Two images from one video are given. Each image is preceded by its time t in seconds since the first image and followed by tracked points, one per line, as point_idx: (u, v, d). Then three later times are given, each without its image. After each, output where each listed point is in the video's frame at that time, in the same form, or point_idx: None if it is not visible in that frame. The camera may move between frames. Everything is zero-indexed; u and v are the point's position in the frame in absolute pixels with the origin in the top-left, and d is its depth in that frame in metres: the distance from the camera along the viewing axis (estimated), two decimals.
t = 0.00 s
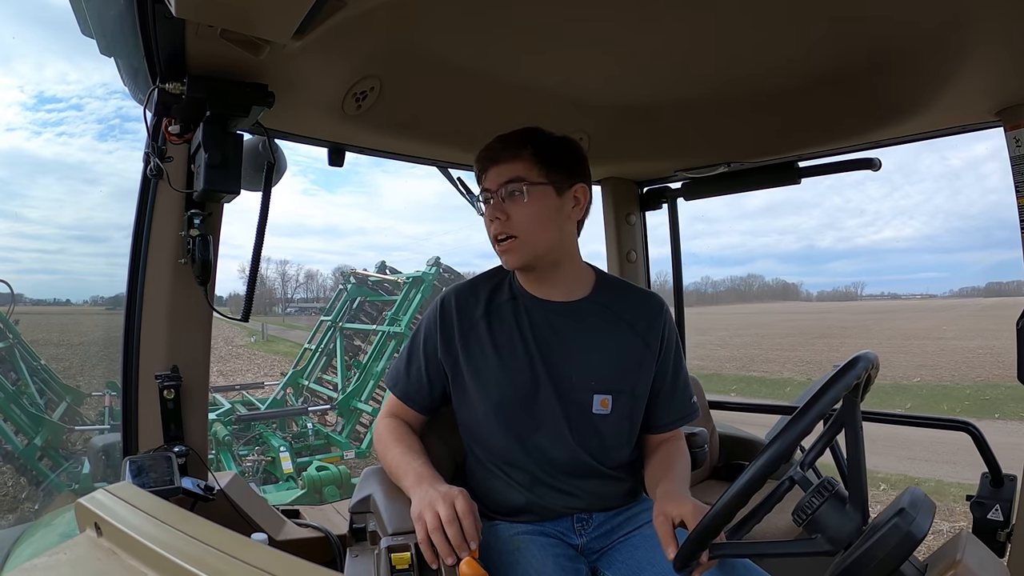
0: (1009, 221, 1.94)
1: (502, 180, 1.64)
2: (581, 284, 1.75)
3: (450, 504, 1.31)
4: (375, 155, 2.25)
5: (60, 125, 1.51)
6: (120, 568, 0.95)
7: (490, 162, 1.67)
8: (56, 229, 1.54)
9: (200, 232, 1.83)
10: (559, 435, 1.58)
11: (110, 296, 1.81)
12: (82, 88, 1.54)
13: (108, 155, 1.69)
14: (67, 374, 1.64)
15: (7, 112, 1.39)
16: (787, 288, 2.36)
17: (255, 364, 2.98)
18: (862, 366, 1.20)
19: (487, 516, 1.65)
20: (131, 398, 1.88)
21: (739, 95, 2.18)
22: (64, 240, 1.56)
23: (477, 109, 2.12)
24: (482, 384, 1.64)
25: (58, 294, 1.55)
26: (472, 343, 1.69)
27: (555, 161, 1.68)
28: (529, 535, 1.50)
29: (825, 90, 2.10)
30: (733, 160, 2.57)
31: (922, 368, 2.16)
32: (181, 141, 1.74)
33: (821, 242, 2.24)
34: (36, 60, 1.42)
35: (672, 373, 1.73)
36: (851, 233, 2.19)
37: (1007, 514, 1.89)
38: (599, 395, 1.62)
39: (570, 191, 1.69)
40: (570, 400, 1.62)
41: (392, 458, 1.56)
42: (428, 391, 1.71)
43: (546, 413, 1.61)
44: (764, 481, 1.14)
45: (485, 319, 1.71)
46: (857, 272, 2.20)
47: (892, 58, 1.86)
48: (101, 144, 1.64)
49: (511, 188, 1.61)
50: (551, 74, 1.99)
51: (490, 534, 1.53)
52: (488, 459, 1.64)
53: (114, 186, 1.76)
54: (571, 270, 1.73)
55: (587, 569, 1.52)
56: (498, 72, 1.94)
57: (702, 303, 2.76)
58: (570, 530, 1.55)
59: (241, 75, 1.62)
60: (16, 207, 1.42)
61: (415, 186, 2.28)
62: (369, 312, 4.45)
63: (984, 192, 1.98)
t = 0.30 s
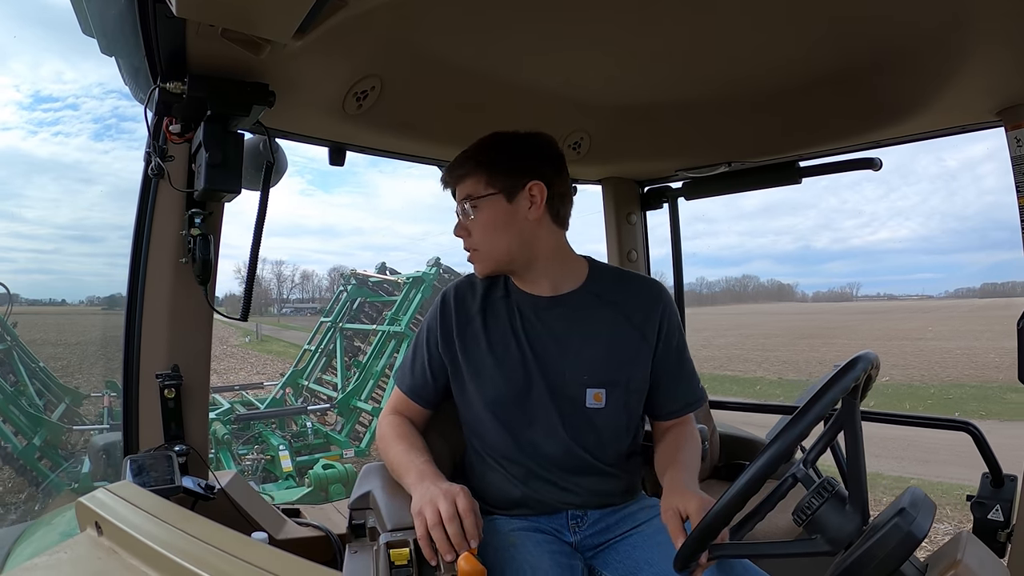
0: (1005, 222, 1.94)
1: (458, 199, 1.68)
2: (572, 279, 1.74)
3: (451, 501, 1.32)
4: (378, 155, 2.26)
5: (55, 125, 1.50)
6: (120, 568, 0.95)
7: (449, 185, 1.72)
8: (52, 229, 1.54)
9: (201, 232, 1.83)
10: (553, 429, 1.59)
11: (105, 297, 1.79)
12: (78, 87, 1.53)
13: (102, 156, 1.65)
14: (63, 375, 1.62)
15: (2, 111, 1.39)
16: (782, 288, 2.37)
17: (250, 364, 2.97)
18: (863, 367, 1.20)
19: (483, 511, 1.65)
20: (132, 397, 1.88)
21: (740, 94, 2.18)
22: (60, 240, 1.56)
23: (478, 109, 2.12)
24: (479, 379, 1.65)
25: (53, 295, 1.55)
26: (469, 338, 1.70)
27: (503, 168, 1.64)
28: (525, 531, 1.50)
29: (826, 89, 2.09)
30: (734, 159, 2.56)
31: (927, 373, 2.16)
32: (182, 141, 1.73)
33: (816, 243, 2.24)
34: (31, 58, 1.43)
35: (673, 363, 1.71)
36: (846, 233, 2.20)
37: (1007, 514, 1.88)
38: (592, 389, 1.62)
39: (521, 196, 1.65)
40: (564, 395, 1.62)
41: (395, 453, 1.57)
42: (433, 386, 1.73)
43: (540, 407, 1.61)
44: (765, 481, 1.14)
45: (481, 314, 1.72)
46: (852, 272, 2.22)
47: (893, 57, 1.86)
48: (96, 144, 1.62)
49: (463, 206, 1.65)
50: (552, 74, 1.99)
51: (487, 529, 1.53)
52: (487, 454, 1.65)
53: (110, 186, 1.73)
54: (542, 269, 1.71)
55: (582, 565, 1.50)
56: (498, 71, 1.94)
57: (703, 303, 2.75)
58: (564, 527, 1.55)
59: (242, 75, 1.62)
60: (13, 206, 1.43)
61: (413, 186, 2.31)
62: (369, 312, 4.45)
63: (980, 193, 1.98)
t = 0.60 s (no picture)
0: (1000, 222, 1.94)
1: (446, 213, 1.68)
2: (568, 281, 1.74)
3: (454, 509, 1.30)
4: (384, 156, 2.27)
5: (51, 125, 1.48)
6: (121, 568, 0.94)
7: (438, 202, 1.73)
8: (47, 229, 1.52)
9: (202, 233, 1.83)
10: (556, 431, 1.60)
11: (101, 298, 1.76)
12: (75, 87, 1.52)
13: (98, 155, 1.64)
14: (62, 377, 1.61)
15: None
16: (778, 289, 2.40)
17: (243, 366, 2.97)
18: (863, 366, 1.20)
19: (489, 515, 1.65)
20: (132, 398, 1.88)
21: (740, 95, 2.18)
22: (55, 240, 1.55)
23: (478, 110, 2.12)
24: (481, 383, 1.67)
25: (50, 295, 1.53)
26: (470, 343, 1.72)
27: (486, 181, 1.65)
28: (532, 536, 1.50)
29: (827, 89, 2.09)
30: (735, 160, 2.55)
31: (921, 366, 2.16)
32: (183, 143, 1.74)
33: (812, 244, 2.26)
34: (27, 58, 1.41)
35: (676, 358, 1.71)
36: (842, 234, 2.21)
37: (1009, 514, 1.88)
38: (593, 388, 1.62)
39: (507, 206, 1.65)
40: (565, 396, 1.63)
41: (396, 460, 1.57)
42: (436, 391, 1.75)
43: (541, 408, 1.61)
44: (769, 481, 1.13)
45: (480, 319, 1.74)
46: (848, 273, 2.22)
47: (894, 56, 1.85)
48: (92, 143, 1.61)
49: (451, 220, 1.66)
50: (551, 74, 1.99)
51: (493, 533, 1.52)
52: (491, 457, 1.65)
53: (106, 186, 1.70)
54: (534, 275, 1.71)
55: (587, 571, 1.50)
56: (498, 72, 1.94)
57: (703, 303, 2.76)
58: (570, 532, 1.54)
59: (243, 76, 1.62)
60: (9, 207, 1.42)
61: (409, 188, 2.27)
62: (369, 316, 4.47)
63: (976, 194, 1.98)
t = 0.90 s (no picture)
0: (995, 224, 1.94)
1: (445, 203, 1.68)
2: (565, 274, 1.74)
3: (449, 494, 1.32)
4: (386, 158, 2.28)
5: (47, 124, 1.46)
6: (122, 570, 0.94)
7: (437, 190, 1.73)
8: (43, 229, 1.49)
9: (202, 235, 1.84)
10: (551, 423, 1.60)
11: (96, 297, 1.73)
12: (71, 86, 1.50)
13: (94, 154, 1.61)
14: (59, 376, 1.60)
15: None
16: (772, 291, 2.42)
17: (241, 366, 2.97)
18: (867, 365, 1.21)
19: (486, 505, 1.65)
20: (133, 397, 1.88)
21: (739, 95, 2.18)
22: (50, 240, 1.51)
23: (478, 111, 2.12)
24: (475, 375, 1.67)
25: (44, 295, 1.50)
26: (466, 334, 1.71)
27: (486, 171, 1.65)
28: (528, 526, 1.50)
29: (827, 89, 2.09)
30: (735, 161, 2.55)
31: (926, 370, 2.16)
32: (183, 144, 1.74)
33: (809, 245, 2.28)
34: (23, 56, 1.38)
35: (668, 352, 1.71)
36: (838, 236, 2.22)
37: (1011, 513, 1.88)
38: (587, 381, 1.62)
39: (507, 196, 1.65)
40: (559, 387, 1.63)
41: (396, 449, 1.57)
42: (432, 383, 1.74)
43: (535, 401, 1.61)
44: (770, 481, 1.14)
45: (475, 311, 1.73)
46: (843, 275, 2.24)
47: (895, 57, 1.85)
48: (88, 143, 1.59)
49: (452, 209, 1.65)
50: (552, 76, 1.99)
51: (489, 525, 1.52)
52: (486, 448, 1.66)
53: (103, 186, 1.69)
54: (532, 265, 1.71)
55: (584, 561, 1.49)
56: (498, 73, 1.94)
57: (704, 303, 2.75)
58: (565, 520, 1.55)
59: (244, 78, 1.62)
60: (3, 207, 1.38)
61: (406, 188, 2.31)
62: (370, 317, 4.50)
63: (972, 195, 1.98)
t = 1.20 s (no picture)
0: (991, 225, 1.97)
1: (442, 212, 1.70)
2: (561, 283, 1.74)
3: (453, 507, 1.31)
4: (389, 155, 2.29)
5: (43, 124, 1.45)
6: (123, 567, 0.94)
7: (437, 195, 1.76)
8: (38, 229, 1.48)
9: (203, 230, 1.83)
10: (552, 429, 1.60)
11: (91, 297, 1.68)
12: (67, 86, 1.49)
13: (89, 154, 1.59)
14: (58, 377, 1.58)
15: None
16: (767, 292, 2.43)
17: (241, 366, 2.98)
18: (864, 364, 1.19)
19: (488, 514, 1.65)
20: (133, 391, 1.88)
21: (739, 94, 2.18)
22: (44, 240, 1.49)
23: (478, 108, 2.12)
24: (475, 381, 1.67)
25: (39, 295, 1.48)
26: (466, 342, 1.71)
27: (479, 184, 1.66)
28: (532, 534, 1.50)
29: (827, 87, 2.09)
30: (736, 157, 2.54)
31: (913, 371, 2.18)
32: (184, 140, 1.73)
33: (804, 245, 2.28)
34: (18, 56, 1.38)
35: (662, 359, 1.71)
36: (833, 236, 2.23)
37: (1009, 513, 1.88)
38: (584, 387, 1.63)
39: (499, 209, 1.65)
40: (559, 394, 1.63)
41: (395, 460, 1.57)
42: (434, 391, 1.74)
43: (535, 407, 1.62)
44: (768, 479, 1.14)
45: (475, 319, 1.73)
46: (838, 275, 2.24)
47: (896, 55, 1.85)
48: (84, 143, 1.57)
49: (448, 220, 1.68)
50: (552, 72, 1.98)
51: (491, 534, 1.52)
52: (490, 456, 1.65)
53: (97, 187, 1.65)
54: (527, 275, 1.70)
55: (588, 570, 1.50)
56: (499, 69, 1.94)
57: (705, 301, 2.75)
58: (570, 529, 1.54)
59: (244, 73, 1.62)
60: None
61: (401, 188, 2.25)
62: (371, 317, 4.48)
63: (967, 196, 2.00)
